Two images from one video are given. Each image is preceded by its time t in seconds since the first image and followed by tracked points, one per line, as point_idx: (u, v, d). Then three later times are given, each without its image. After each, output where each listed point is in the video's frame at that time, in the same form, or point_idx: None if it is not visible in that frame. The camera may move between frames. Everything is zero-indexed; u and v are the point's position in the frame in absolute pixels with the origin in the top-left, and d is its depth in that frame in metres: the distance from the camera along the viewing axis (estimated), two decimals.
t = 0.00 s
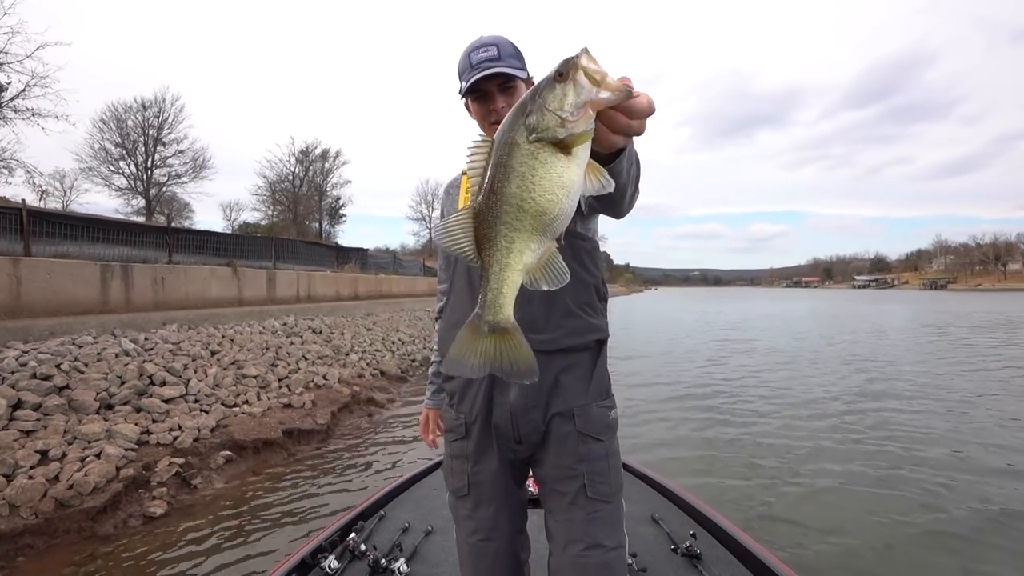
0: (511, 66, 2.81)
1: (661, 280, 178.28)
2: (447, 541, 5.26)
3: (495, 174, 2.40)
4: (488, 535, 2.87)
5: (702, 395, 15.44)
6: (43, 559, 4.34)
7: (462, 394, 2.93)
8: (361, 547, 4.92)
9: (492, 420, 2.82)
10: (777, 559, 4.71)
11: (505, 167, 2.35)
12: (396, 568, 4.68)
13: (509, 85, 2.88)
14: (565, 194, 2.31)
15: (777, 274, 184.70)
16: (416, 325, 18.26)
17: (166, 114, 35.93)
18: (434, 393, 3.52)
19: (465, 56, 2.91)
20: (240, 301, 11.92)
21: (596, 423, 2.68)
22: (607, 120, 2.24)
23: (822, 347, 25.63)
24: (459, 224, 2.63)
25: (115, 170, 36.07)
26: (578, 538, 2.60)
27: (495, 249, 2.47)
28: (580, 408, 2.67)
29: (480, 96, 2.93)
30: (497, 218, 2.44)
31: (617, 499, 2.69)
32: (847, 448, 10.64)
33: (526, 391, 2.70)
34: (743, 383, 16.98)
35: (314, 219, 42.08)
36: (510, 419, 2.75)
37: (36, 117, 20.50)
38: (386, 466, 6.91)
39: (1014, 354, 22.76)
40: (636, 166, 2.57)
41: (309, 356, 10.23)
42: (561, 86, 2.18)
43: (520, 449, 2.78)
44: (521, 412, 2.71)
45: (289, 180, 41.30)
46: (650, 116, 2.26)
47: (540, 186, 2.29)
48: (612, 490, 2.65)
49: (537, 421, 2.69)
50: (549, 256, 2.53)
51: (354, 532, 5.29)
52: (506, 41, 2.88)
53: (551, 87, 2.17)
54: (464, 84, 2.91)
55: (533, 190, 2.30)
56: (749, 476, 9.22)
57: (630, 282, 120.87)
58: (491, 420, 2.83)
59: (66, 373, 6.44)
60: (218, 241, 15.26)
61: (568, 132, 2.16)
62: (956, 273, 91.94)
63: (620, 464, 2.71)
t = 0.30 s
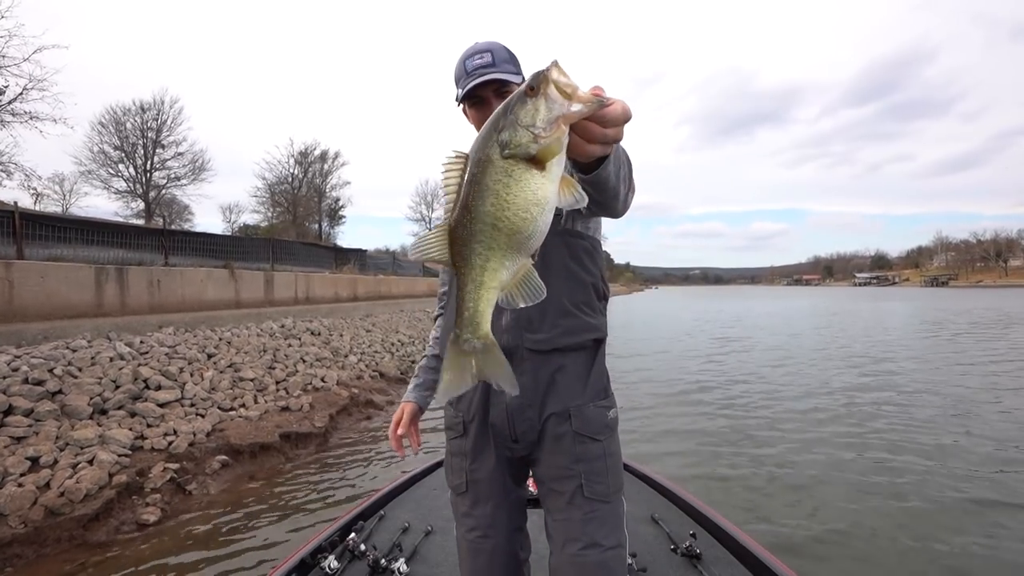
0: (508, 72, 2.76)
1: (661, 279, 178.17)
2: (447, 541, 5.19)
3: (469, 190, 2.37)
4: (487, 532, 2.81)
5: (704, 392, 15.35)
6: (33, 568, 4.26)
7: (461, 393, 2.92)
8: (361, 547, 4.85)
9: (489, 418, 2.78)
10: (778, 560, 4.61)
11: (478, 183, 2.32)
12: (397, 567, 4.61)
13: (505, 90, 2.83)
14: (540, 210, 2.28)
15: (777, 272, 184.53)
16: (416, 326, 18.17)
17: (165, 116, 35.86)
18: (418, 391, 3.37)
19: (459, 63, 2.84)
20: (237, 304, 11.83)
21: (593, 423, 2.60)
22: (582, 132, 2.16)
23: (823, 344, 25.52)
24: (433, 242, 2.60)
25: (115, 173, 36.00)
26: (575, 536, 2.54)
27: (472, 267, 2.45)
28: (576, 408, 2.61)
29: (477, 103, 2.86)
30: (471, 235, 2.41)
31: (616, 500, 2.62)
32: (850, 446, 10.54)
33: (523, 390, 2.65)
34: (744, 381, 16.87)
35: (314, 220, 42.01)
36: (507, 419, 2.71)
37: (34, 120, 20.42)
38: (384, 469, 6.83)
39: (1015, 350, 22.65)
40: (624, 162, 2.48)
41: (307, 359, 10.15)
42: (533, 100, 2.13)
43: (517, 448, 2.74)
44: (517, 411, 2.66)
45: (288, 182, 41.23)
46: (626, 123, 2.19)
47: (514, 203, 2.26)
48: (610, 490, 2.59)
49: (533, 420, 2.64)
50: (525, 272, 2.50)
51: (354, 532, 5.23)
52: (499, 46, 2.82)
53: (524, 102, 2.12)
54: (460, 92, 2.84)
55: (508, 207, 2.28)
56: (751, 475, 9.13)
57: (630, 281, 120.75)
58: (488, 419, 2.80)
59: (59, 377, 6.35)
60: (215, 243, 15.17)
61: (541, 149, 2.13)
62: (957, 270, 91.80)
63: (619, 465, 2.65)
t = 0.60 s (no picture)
0: (515, 81, 2.76)
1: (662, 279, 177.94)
2: (447, 541, 5.13)
3: (459, 220, 2.37)
4: (485, 532, 2.78)
5: (705, 392, 15.24)
6: None
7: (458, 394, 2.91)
8: (361, 547, 4.82)
9: (487, 418, 2.77)
10: (777, 559, 4.53)
11: (468, 212, 2.34)
12: (397, 567, 4.59)
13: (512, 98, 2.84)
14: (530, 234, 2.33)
15: (778, 271, 184.31)
16: (415, 327, 18.08)
17: (164, 118, 35.78)
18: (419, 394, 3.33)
19: (467, 67, 2.83)
20: (235, 305, 11.75)
21: (591, 424, 2.57)
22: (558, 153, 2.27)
23: (826, 342, 25.35)
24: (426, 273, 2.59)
25: (115, 175, 35.92)
26: (572, 535, 2.52)
27: (467, 296, 2.43)
28: (573, 407, 2.58)
29: (483, 108, 2.87)
30: (466, 265, 2.41)
31: (613, 499, 2.59)
32: (852, 445, 10.44)
33: (520, 390, 2.63)
34: (746, 381, 16.74)
35: (314, 221, 41.90)
36: (504, 418, 2.69)
37: (32, 123, 20.34)
38: (383, 472, 6.76)
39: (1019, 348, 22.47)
40: (604, 171, 2.57)
41: (306, 361, 10.06)
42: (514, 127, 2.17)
43: (514, 448, 2.72)
44: (514, 411, 2.64)
45: (288, 183, 41.15)
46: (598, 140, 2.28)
47: (507, 228, 2.29)
48: (607, 490, 2.56)
49: (530, 420, 2.62)
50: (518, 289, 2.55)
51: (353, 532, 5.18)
52: (507, 51, 2.80)
53: (506, 129, 2.16)
54: (467, 97, 2.84)
55: (500, 233, 2.30)
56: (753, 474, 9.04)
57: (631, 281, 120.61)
58: (486, 419, 2.79)
59: (52, 381, 6.27)
60: (214, 245, 15.09)
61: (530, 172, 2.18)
62: (959, 268, 91.60)
63: (616, 464, 2.62)
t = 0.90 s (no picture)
0: (521, 82, 2.72)
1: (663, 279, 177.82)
2: (448, 540, 5.05)
3: (449, 233, 2.29)
4: (483, 531, 2.76)
5: (706, 392, 15.14)
6: None
7: (456, 393, 2.87)
8: (361, 546, 4.73)
9: (484, 418, 2.74)
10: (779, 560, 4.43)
11: (458, 225, 2.26)
12: (397, 567, 4.52)
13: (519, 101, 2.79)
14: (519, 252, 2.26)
15: (779, 272, 184.12)
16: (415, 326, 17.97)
17: (165, 117, 35.72)
18: (423, 394, 3.40)
19: (474, 68, 2.81)
20: (233, 305, 11.65)
21: (588, 425, 2.55)
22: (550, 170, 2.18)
23: (828, 343, 25.22)
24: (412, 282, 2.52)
25: (115, 173, 35.82)
26: (570, 536, 2.49)
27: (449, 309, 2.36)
28: (570, 408, 2.56)
29: (489, 109, 2.84)
30: (451, 278, 2.32)
31: (611, 500, 2.56)
32: (855, 445, 10.33)
33: (517, 390, 2.60)
34: (748, 381, 16.62)
35: (314, 221, 41.78)
36: (501, 418, 2.66)
37: (31, 121, 20.23)
38: (382, 473, 6.67)
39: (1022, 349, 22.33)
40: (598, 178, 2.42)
41: (304, 361, 9.98)
42: (511, 143, 2.09)
43: (511, 448, 2.68)
44: (511, 411, 2.62)
45: (288, 183, 41.06)
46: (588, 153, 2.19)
47: (497, 245, 2.22)
48: (605, 490, 2.52)
49: (527, 421, 2.59)
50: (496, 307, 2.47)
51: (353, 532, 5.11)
52: (514, 53, 2.78)
53: (503, 145, 2.08)
54: (473, 98, 2.83)
55: (489, 250, 2.23)
56: (755, 475, 8.95)
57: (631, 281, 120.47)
58: (484, 419, 2.76)
59: (45, 381, 6.18)
60: (212, 244, 14.99)
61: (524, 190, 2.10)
62: (960, 269, 91.41)
63: (614, 465, 2.59)
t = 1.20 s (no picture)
0: (522, 79, 2.66)
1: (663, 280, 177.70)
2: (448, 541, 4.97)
3: (454, 219, 2.19)
4: (483, 531, 2.67)
5: (707, 392, 15.05)
6: None
7: (457, 392, 2.78)
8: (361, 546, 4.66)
9: (486, 418, 2.66)
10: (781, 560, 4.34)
11: (462, 214, 2.16)
12: (397, 567, 4.45)
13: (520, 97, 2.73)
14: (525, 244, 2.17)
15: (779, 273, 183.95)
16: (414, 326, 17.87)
17: (166, 114, 35.62)
18: (420, 391, 3.31)
19: (476, 65, 2.77)
20: (231, 303, 11.54)
21: (590, 425, 2.46)
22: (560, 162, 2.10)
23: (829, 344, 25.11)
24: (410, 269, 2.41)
25: (115, 170, 35.71)
26: (571, 536, 2.40)
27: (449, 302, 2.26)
28: (571, 409, 2.46)
29: (491, 106, 2.79)
30: (454, 266, 2.22)
31: (613, 500, 2.47)
32: (857, 446, 10.23)
33: (518, 391, 2.51)
34: (749, 382, 16.52)
35: (314, 219, 41.68)
36: (502, 418, 2.58)
37: (29, 117, 20.11)
38: (381, 474, 6.58)
39: None
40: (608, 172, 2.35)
41: (302, 360, 9.88)
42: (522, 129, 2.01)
43: (512, 448, 2.59)
44: (512, 411, 2.54)
45: (288, 181, 40.96)
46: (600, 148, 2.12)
47: (502, 235, 2.13)
48: (606, 491, 2.43)
49: (528, 421, 2.50)
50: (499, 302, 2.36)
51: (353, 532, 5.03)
52: (517, 50, 2.73)
53: (512, 130, 2.00)
54: (474, 94, 2.78)
55: (494, 240, 2.14)
56: (757, 476, 8.85)
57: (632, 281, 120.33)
58: (485, 419, 2.67)
59: (37, 380, 6.09)
60: (209, 241, 14.88)
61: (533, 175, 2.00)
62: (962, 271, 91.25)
63: (616, 466, 2.50)
